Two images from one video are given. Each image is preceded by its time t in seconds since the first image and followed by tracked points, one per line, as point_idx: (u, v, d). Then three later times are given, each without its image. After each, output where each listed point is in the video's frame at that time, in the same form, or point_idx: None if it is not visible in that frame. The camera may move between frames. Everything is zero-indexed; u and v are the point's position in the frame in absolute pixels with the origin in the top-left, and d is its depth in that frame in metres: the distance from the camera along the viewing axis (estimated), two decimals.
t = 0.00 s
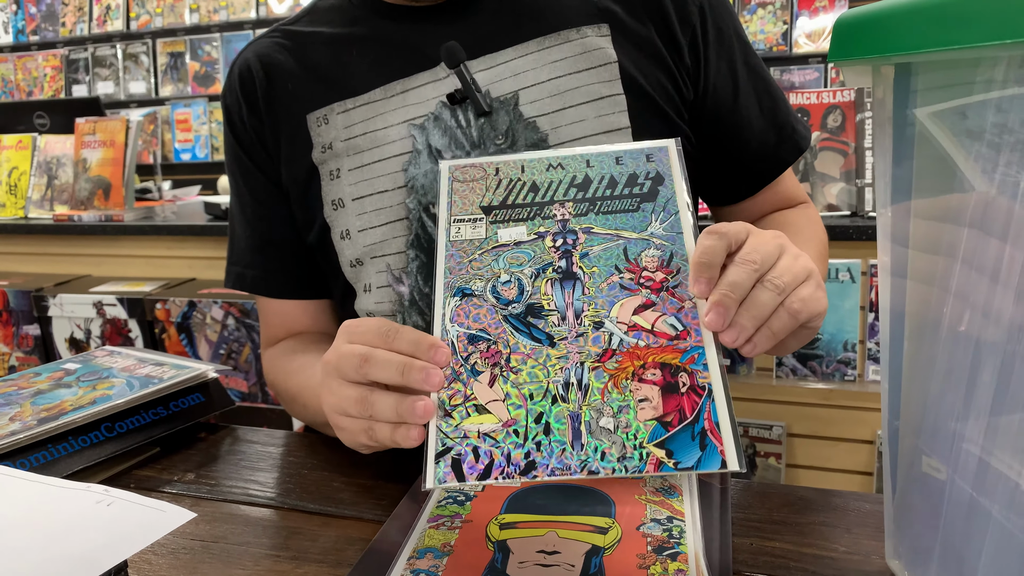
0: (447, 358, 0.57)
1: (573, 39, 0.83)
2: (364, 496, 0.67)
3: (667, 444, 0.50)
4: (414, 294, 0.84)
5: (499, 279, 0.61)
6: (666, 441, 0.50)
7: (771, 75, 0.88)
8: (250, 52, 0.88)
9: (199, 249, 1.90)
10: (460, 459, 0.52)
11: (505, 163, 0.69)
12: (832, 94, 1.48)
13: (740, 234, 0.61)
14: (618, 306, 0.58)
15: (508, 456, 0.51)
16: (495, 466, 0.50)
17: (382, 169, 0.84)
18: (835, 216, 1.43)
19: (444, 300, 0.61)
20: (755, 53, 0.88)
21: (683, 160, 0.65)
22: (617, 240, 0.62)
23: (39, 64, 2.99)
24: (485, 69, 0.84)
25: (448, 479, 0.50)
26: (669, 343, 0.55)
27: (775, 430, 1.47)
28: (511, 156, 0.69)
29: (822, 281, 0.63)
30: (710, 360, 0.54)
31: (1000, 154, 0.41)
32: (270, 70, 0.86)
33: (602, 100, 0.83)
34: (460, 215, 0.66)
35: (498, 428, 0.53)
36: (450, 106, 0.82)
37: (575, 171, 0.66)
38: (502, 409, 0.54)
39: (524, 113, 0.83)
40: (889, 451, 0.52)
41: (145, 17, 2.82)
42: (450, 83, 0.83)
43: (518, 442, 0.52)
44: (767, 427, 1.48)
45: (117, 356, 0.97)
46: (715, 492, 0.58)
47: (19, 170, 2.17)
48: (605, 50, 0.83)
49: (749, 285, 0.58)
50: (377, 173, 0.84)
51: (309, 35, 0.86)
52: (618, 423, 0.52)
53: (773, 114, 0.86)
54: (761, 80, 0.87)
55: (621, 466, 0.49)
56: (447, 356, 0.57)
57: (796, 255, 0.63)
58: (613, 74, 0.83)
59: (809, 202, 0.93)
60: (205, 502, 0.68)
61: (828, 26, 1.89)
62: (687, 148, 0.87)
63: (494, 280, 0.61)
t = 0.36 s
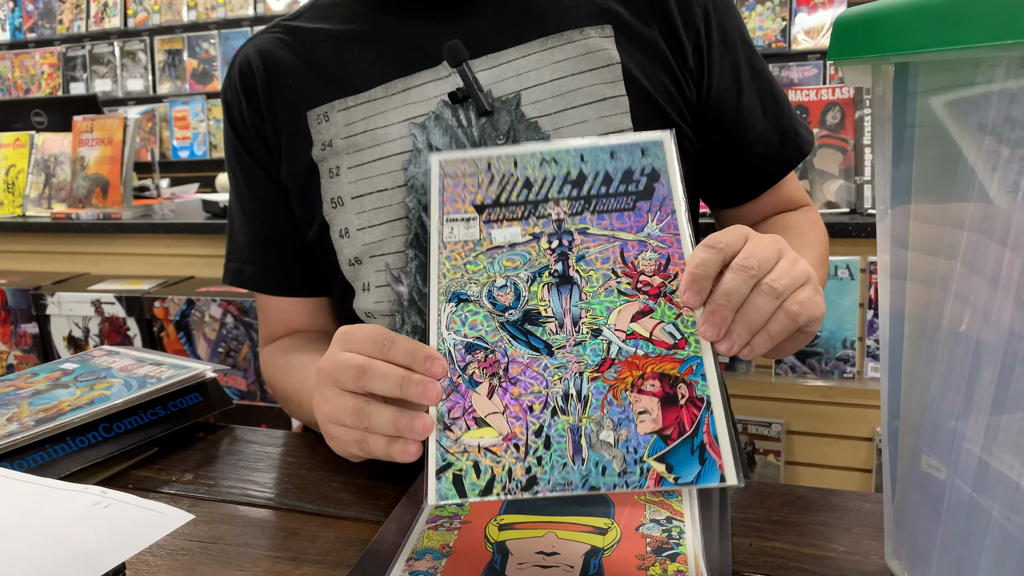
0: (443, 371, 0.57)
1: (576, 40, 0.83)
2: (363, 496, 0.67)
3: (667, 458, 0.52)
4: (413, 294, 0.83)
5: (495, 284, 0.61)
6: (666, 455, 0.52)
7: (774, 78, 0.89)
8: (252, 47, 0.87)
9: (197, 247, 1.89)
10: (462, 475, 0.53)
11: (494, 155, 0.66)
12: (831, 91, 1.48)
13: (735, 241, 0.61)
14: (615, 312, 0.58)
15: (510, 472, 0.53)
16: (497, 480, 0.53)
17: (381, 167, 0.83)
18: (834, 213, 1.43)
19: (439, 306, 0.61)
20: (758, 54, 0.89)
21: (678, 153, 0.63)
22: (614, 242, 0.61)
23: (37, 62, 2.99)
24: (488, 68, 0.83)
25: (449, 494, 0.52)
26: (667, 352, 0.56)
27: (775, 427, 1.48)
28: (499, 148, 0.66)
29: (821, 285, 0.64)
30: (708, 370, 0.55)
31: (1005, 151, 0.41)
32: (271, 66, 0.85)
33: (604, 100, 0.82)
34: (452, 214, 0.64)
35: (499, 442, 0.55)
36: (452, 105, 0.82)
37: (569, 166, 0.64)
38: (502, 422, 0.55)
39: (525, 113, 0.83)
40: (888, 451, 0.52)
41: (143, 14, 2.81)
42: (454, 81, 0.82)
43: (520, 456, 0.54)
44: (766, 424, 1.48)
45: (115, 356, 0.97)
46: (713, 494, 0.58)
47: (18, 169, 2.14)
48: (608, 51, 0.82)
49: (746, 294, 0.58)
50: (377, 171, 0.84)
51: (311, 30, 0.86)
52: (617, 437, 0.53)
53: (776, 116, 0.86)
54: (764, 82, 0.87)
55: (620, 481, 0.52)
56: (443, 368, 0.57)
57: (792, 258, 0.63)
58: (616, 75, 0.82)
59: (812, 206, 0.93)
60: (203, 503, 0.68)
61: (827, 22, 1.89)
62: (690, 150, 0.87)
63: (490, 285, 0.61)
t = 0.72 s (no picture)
0: (433, 379, 0.56)
1: (570, 31, 0.81)
2: (349, 497, 0.66)
3: (664, 468, 0.50)
4: (402, 290, 0.81)
5: (487, 289, 0.60)
6: (665, 465, 0.50)
7: (773, 72, 0.87)
8: (241, 37, 0.85)
9: (190, 239, 1.87)
10: (452, 488, 0.51)
11: (487, 156, 0.66)
12: (830, 84, 1.46)
13: (734, 242, 0.61)
14: (611, 318, 0.57)
15: (503, 483, 0.51)
16: (489, 494, 0.50)
17: (371, 159, 0.81)
18: (832, 207, 1.41)
19: (429, 312, 0.59)
20: (757, 48, 0.86)
21: (673, 153, 0.64)
22: (608, 244, 0.60)
23: (31, 51, 2.95)
24: (480, 59, 0.81)
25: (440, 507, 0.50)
26: (664, 358, 0.55)
27: (771, 422, 1.46)
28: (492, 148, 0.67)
29: (821, 285, 0.63)
30: (708, 375, 0.53)
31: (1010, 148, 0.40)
32: (259, 55, 0.83)
33: (599, 93, 0.80)
34: (443, 217, 0.64)
35: (490, 453, 0.52)
36: (443, 97, 0.80)
37: (562, 167, 0.64)
38: (493, 432, 0.53)
39: (518, 105, 0.80)
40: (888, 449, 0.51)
41: (137, 3, 2.78)
42: (445, 72, 0.80)
43: (512, 468, 0.51)
44: (762, 420, 1.47)
45: (102, 351, 0.95)
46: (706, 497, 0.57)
47: (9, 159, 2.13)
48: (604, 43, 0.80)
49: (745, 296, 0.57)
50: (366, 163, 0.82)
51: (301, 19, 0.84)
52: (613, 446, 0.51)
53: (774, 112, 0.85)
54: (763, 77, 0.85)
55: (618, 492, 0.49)
56: (434, 377, 0.56)
57: (793, 258, 0.63)
58: (611, 67, 0.80)
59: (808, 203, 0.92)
60: (187, 503, 0.67)
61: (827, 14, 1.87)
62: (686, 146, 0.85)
63: (482, 289, 0.60)
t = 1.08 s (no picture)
0: (419, 384, 0.52)
1: (570, 16, 0.76)
2: (332, 503, 0.63)
3: (661, 484, 0.49)
4: (388, 286, 0.78)
5: (475, 278, 0.55)
6: (661, 482, 0.49)
7: (783, 63, 0.83)
8: (224, 16, 0.81)
9: (182, 221, 1.82)
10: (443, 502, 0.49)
11: (473, 113, 0.57)
12: (839, 71, 1.40)
13: (753, 237, 0.53)
14: (608, 315, 0.53)
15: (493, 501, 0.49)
16: (478, 510, 0.49)
17: (357, 148, 0.77)
18: (838, 198, 1.37)
19: (413, 304, 0.54)
20: (767, 38, 0.83)
21: (683, 114, 0.55)
22: (607, 227, 0.54)
23: (26, 25, 2.89)
24: (475, 44, 0.76)
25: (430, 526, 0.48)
26: (664, 363, 0.52)
27: (771, 415, 1.44)
28: (479, 101, 0.58)
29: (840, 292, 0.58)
30: (708, 384, 0.51)
31: None
32: (242, 36, 0.79)
33: (599, 83, 0.75)
34: (426, 188, 0.56)
35: (482, 465, 0.50)
36: (435, 83, 0.75)
37: (558, 129, 0.56)
38: (484, 444, 0.51)
39: (514, 94, 0.75)
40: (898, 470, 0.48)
41: None
42: (436, 57, 0.76)
43: (503, 483, 0.50)
44: (762, 412, 1.45)
45: (80, 342, 0.91)
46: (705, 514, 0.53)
47: None
48: (605, 29, 0.76)
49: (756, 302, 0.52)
50: (353, 152, 0.77)
51: None
52: (609, 461, 0.50)
53: (783, 105, 0.81)
54: (772, 68, 0.81)
55: (613, 511, 0.49)
56: (419, 381, 0.52)
57: (814, 261, 0.56)
58: (613, 55, 0.76)
59: (817, 197, 0.88)
60: (161, 507, 0.63)
61: None
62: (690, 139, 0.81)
63: (470, 278, 0.55)
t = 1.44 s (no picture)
0: (441, 348, 0.51)
1: None
2: (335, 492, 0.61)
3: (691, 460, 0.48)
4: (396, 268, 0.76)
5: (500, 239, 0.52)
6: (691, 457, 0.47)
7: (805, 44, 0.80)
8: None
9: (185, 201, 1.79)
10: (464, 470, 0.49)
11: (500, 59, 0.54)
12: (853, 54, 1.36)
13: (799, 213, 0.54)
14: (641, 281, 0.51)
15: (516, 470, 0.48)
16: (501, 480, 0.48)
17: (363, 125, 0.74)
18: (851, 184, 1.34)
19: (434, 266, 0.52)
20: (789, 18, 0.80)
21: (726, 59, 0.52)
22: (642, 185, 0.51)
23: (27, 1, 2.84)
24: (489, 17, 0.73)
25: (451, 493, 0.48)
26: (698, 333, 0.50)
27: (778, 403, 1.42)
28: (504, 46, 0.54)
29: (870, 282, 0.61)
30: (744, 355, 0.49)
31: None
32: (247, 6, 0.76)
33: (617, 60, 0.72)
34: (449, 140, 0.53)
35: (505, 438, 0.49)
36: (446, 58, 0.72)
37: (591, 77, 0.52)
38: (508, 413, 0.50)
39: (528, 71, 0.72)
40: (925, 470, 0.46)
41: None
42: (448, 31, 0.72)
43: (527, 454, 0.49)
44: (769, 400, 1.43)
45: (78, 324, 0.89)
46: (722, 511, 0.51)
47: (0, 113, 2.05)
48: (623, 3, 0.72)
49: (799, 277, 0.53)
50: (359, 129, 0.74)
51: None
52: (638, 434, 0.48)
53: (805, 86, 0.78)
54: (794, 49, 0.78)
55: (639, 485, 0.47)
56: (442, 345, 0.51)
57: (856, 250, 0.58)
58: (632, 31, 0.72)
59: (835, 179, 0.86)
60: (160, 494, 0.62)
61: None
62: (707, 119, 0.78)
63: (495, 239, 0.52)
